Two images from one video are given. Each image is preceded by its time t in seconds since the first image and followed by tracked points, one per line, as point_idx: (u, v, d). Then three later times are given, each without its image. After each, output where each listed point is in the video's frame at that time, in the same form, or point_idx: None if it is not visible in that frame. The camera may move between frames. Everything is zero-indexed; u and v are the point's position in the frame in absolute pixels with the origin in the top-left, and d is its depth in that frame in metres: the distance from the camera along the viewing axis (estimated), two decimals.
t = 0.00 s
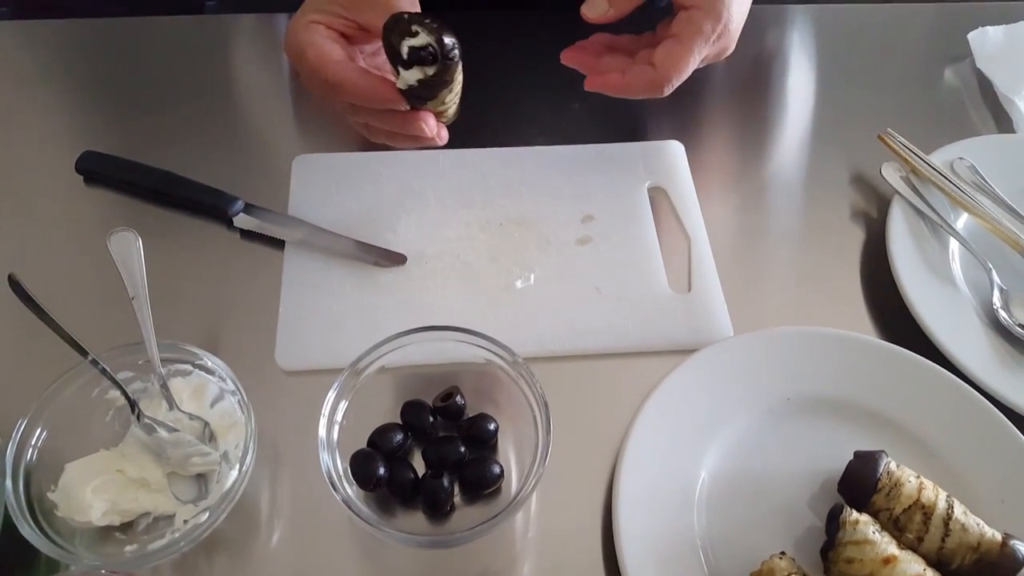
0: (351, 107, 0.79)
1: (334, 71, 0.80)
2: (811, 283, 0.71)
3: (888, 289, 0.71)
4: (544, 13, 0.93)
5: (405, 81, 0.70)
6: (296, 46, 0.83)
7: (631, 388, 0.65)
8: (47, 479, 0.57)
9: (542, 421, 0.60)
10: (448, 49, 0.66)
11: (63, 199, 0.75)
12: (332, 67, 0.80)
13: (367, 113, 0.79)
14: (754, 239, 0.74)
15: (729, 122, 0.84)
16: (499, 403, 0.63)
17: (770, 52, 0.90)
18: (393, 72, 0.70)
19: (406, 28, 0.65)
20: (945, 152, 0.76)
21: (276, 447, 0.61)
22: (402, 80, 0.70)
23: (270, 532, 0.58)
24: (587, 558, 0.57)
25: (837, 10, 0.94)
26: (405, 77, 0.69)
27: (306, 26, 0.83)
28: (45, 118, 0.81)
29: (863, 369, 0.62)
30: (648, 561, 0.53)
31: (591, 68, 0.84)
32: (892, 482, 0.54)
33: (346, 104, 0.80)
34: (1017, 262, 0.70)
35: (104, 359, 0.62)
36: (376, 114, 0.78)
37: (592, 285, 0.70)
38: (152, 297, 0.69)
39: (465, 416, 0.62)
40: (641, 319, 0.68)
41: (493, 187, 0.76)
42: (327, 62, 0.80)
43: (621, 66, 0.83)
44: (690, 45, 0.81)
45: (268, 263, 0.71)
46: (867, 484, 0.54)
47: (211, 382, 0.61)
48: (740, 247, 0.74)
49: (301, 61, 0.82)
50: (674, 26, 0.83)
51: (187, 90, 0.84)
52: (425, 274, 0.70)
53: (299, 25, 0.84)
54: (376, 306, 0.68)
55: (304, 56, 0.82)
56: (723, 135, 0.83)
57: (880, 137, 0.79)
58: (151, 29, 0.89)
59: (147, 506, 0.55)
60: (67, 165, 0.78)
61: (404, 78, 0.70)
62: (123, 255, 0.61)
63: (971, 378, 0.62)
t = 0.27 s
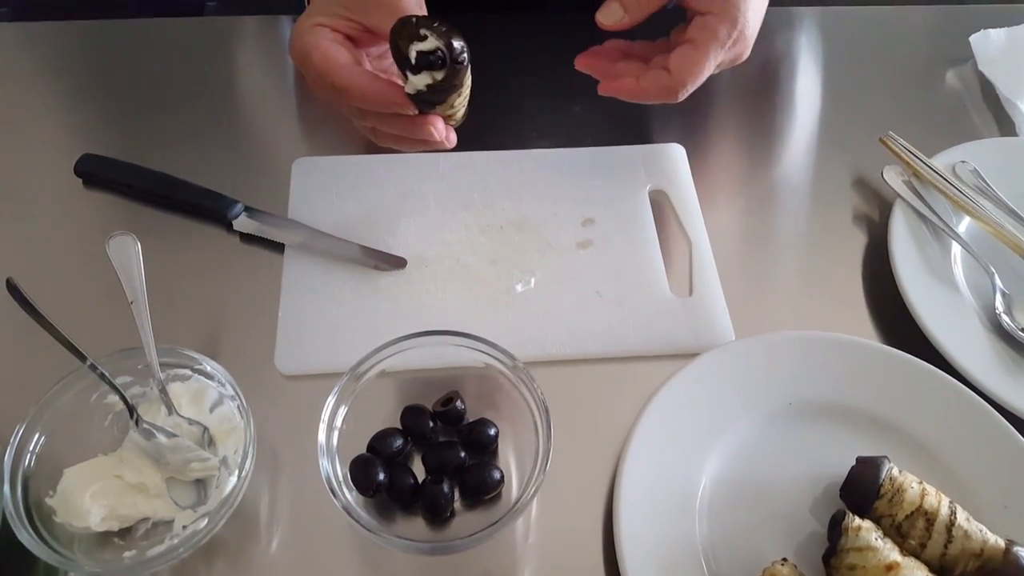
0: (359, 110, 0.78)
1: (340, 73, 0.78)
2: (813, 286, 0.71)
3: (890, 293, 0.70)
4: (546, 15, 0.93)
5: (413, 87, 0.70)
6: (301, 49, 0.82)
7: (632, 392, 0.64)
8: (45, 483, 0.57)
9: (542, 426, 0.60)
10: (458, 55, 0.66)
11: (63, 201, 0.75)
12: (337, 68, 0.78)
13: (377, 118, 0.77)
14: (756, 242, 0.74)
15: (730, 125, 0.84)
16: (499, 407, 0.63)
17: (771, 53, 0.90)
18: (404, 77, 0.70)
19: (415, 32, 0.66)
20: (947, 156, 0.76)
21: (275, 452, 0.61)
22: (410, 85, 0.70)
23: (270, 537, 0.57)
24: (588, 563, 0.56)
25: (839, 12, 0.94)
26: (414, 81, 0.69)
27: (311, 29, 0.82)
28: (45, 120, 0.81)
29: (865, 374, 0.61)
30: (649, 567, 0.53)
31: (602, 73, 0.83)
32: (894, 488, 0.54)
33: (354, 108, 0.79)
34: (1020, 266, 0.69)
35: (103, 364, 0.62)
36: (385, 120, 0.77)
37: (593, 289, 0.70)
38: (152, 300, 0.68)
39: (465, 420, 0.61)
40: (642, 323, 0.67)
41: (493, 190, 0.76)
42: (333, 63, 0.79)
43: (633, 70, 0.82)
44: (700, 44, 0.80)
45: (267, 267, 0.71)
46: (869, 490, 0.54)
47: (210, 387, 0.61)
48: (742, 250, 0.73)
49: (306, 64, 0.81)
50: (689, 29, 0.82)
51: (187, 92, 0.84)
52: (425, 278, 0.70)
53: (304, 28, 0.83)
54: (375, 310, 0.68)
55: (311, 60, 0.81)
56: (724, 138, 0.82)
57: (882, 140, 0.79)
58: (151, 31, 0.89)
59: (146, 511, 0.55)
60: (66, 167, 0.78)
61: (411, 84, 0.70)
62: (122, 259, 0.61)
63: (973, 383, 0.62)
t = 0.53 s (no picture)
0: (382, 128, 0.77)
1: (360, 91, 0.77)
2: (816, 289, 0.71)
3: (892, 296, 0.70)
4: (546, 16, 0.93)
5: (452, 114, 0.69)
6: (316, 60, 0.80)
7: (634, 397, 0.64)
8: (45, 490, 0.56)
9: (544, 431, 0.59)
10: (492, 77, 0.65)
11: (62, 205, 0.75)
12: (356, 84, 0.77)
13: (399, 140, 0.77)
14: (758, 244, 0.74)
15: (732, 127, 0.83)
16: (500, 412, 0.63)
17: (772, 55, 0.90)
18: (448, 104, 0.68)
19: (447, 58, 0.66)
20: (950, 158, 0.76)
21: (276, 458, 0.61)
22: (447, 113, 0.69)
23: (271, 544, 0.57)
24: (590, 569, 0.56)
25: (840, 14, 0.93)
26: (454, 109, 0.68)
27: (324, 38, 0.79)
28: (44, 124, 0.81)
29: (867, 378, 0.61)
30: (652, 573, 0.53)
31: (626, 89, 0.82)
32: (898, 493, 0.53)
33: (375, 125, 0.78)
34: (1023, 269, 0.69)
35: (103, 369, 0.61)
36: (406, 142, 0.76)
37: (594, 293, 0.69)
38: (152, 305, 0.68)
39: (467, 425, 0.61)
40: (644, 327, 0.67)
41: (494, 194, 0.75)
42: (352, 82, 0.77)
43: (655, 82, 0.81)
44: (726, 64, 0.78)
45: (268, 270, 0.70)
46: (873, 495, 0.54)
47: (210, 392, 0.61)
48: (744, 253, 0.73)
49: (324, 76, 0.80)
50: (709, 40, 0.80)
51: (187, 95, 0.84)
52: (426, 281, 0.70)
53: (316, 36, 0.81)
54: (376, 314, 0.68)
55: (330, 76, 0.79)
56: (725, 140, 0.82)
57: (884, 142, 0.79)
58: (150, 34, 0.89)
59: (146, 517, 0.54)
60: (66, 171, 0.77)
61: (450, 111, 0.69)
62: (121, 264, 0.60)
63: (977, 387, 0.61)
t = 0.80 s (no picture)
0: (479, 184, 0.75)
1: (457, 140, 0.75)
2: (816, 290, 0.70)
3: (893, 297, 0.70)
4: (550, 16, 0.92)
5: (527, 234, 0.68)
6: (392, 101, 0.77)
7: (634, 398, 0.64)
8: (43, 489, 0.56)
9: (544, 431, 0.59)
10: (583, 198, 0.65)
11: (62, 204, 0.75)
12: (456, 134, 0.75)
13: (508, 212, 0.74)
14: (760, 244, 0.73)
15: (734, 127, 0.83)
16: (500, 412, 0.62)
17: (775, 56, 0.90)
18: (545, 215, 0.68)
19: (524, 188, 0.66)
20: (951, 159, 0.76)
21: (275, 458, 0.61)
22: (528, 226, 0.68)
23: (268, 544, 0.57)
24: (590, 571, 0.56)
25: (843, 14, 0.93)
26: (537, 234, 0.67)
27: (387, 83, 0.78)
28: (45, 123, 0.81)
29: (868, 378, 0.61)
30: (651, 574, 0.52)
31: (683, 87, 0.85)
32: (899, 495, 0.53)
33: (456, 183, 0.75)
34: None
35: (101, 368, 0.61)
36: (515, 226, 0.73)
37: (594, 293, 0.69)
38: (151, 304, 0.68)
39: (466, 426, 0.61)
40: (644, 328, 0.67)
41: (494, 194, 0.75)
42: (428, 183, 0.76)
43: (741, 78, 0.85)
44: (820, 50, 0.82)
45: (267, 270, 0.70)
46: (874, 497, 0.54)
47: (209, 392, 0.61)
48: (746, 254, 0.73)
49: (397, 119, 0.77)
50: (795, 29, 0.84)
51: (188, 95, 0.84)
52: (425, 281, 0.69)
53: (386, 77, 0.78)
54: (375, 314, 0.67)
55: (415, 125, 0.76)
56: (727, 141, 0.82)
57: (886, 143, 0.78)
58: (151, 33, 0.89)
59: (144, 517, 0.54)
60: (66, 170, 0.77)
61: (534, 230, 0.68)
62: (120, 263, 0.60)
63: (978, 388, 0.61)
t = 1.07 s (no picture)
0: (591, 295, 0.44)
1: (524, 231, 0.45)
2: (814, 284, 0.71)
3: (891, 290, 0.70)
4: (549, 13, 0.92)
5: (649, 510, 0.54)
6: (420, 128, 0.44)
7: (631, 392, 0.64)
8: (41, 483, 0.56)
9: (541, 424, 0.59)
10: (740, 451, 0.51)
11: (62, 201, 0.75)
12: (530, 218, 0.45)
13: (647, 393, 0.45)
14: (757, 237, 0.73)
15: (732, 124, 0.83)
16: (497, 406, 0.63)
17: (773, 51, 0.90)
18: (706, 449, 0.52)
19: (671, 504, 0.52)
20: (949, 152, 0.76)
21: (272, 451, 0.61)
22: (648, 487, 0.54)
23: (266, 536, 0.57)
24: (587, 562, 0.56)
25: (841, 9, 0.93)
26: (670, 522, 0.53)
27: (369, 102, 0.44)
28: (45, 120, 0.81)
29: (865, 370, 0.61)
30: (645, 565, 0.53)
31: (847, 62, 0.81)
32: (894, 485, 0.53)
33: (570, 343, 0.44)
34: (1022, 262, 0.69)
35: (99, 362, 0.61)
36: (648, 422, 0.45)
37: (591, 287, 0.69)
38: (149, 300, 0.68)
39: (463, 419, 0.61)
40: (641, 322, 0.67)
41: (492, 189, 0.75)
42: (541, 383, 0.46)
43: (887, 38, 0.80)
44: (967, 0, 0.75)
45: (265, 266, 0.71)
46: (870, 487, 0.53)
47: (206, 385, 0.61)
48: (744, 252, 0.73)
49: (428, 174, 0.44)
50: None
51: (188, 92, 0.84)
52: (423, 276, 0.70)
53: (378, 152, 0.44)
54: (373, 308, 0.68)
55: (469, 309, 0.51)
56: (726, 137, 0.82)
57: (883, 137, 0.78)
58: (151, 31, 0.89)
59: (141, 509, 0.54)
60: (65, 167, 0.77)
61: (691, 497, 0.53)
62: (117, 257, 0.60)
63: (973, 379, 0.61)
